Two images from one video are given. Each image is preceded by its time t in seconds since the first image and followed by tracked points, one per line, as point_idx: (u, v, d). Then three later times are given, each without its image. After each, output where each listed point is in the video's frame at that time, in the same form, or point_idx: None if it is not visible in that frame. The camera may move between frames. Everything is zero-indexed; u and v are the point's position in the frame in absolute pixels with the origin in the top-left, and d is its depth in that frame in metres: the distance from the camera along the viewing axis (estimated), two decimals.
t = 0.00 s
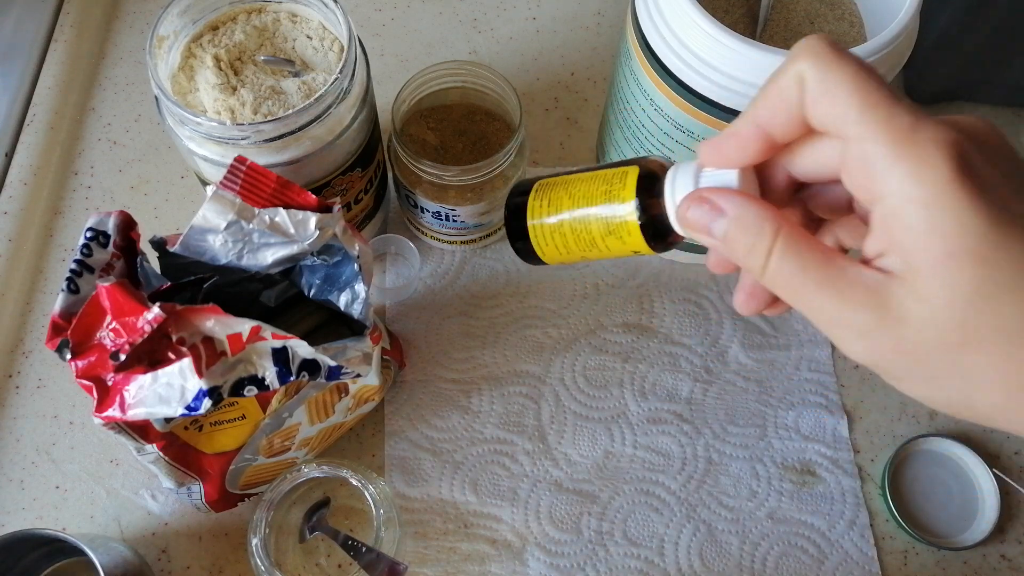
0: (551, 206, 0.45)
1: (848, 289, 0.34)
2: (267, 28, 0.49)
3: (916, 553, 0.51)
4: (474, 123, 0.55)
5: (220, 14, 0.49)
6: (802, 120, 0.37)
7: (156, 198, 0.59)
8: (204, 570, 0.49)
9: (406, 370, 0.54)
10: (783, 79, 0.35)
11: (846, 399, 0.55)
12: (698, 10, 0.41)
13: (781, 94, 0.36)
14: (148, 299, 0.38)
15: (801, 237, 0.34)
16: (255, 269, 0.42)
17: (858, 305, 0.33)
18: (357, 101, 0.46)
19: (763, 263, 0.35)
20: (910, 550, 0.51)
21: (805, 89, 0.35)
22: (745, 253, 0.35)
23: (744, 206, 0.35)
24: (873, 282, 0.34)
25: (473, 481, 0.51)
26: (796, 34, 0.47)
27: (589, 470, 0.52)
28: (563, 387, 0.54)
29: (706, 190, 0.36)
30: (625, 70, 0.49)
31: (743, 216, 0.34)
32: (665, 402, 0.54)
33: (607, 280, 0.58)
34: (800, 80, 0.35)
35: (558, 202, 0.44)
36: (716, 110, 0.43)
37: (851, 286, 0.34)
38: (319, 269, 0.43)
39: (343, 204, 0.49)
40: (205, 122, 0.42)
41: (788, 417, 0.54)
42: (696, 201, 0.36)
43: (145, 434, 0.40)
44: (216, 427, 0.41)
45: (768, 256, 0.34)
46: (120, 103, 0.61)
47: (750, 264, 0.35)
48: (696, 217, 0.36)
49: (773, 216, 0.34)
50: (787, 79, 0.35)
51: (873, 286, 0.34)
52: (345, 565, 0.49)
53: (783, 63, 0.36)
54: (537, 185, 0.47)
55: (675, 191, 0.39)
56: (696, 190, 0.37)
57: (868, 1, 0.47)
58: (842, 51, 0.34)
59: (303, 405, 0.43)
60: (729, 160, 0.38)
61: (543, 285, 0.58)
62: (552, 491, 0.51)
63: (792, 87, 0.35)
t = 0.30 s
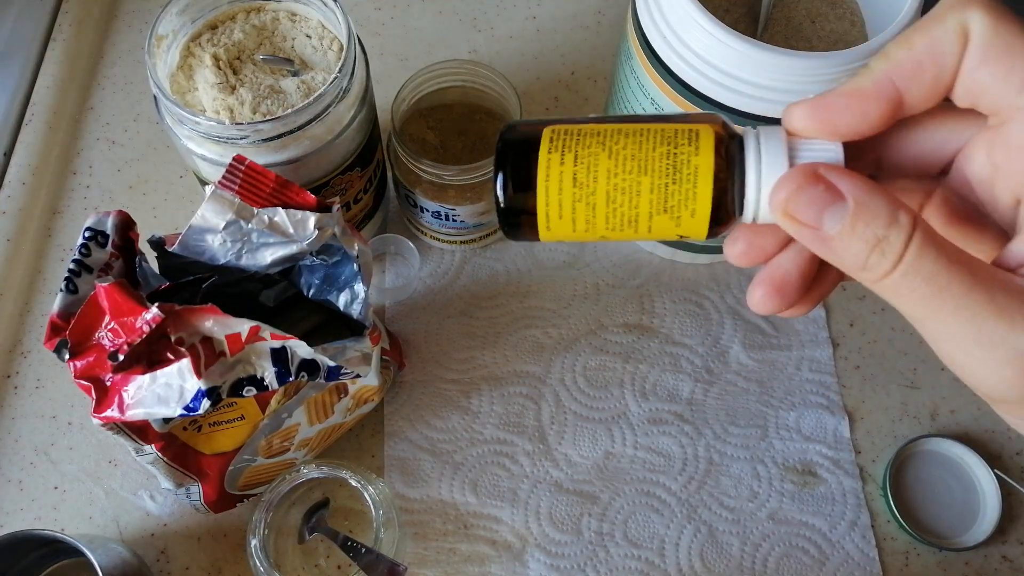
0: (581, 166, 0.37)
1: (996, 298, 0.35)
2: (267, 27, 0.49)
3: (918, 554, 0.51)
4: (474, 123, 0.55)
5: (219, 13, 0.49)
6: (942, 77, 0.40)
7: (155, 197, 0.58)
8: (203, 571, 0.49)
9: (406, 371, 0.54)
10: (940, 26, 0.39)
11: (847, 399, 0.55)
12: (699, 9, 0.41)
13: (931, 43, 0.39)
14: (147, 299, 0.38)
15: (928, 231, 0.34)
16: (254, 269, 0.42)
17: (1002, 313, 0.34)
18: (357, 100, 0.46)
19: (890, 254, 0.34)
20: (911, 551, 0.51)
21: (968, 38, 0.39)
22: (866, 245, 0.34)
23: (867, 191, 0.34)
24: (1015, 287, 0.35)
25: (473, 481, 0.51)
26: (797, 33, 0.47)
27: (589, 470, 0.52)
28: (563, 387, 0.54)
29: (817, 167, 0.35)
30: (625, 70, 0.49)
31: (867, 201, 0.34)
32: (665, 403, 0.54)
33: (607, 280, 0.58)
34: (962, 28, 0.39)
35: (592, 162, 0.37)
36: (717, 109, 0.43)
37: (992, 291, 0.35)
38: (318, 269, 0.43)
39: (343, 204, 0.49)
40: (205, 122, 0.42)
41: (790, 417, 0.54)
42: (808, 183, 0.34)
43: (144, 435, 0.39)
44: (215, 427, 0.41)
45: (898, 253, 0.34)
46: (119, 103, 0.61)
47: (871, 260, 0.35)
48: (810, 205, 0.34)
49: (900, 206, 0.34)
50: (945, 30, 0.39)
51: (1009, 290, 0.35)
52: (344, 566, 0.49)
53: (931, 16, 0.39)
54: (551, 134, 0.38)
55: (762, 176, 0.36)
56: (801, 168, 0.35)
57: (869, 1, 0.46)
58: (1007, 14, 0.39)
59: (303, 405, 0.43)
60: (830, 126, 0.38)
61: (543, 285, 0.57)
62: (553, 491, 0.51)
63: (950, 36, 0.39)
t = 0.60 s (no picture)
0: (581, 204, 0.39)
1: (995, 329, 0.35)
2: (264, 24, 0.48)
3: (921, 557, 0.51)
4: (474, 121, 0.55)
5: (217, 11, 0.48)
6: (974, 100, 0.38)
7: (152, 197, 0.58)
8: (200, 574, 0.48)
9: (406, 371, 0.54)
10: (981, 47, 0.36)
11: (851, 400, 0.54)
12: (702, 7, 0.40)
13: (969, 62, 0.37)
14: (144, 300, 0.38)
15: (934, 258, 0.35)
16: (252, 268, 0.41)
17: (1000, 344, 0.35)
18: (355, 99, 0.46)
19: (890, 281, 0.36)
20: (915, 554, 0.51)
21: (1013, 59, 0.36)
22: (867, 271, 0.36)
23: (868, 222, 0.36)
24: None
25: (473, 483, 0.51)
26: (800, 31, 0.47)
27: (590, 472, 0.51)
28: (563, 388, 0.54)
29: (819, 195, 0.36)
30: (626, 70, 0.49)
31: (867, 231, 0.36)
32: (667, 404, 0.53)
33: (608, 281, 0.57)
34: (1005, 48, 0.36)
35: (592, 203, 0.39)
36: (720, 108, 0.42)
37: (995, 321, 0.35)
38: (316, 269, 0.42)
39: (341, 203, 0.49)
40: (202, 120, 0.41)
41: (793, 418, 0.54)
42: (808, 214, 0.36)
43: (140, 436, 0.39)
44: (212, 428, 0.41)
45: (897, 280, 0.36)
46: (116, 101, 0.61)
47: (875, 284, 0.37)
48: (810, 235, 0.37)
49: (904, 235, 0.35)
50: (987, 49, 0.36)
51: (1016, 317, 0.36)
52: (342, 569, 0.48)
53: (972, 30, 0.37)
54: (547, 166, 0.38)
55: (769, 162, 0.37)
56: (805, 197, 0.36)
57: None
58: None
59: (300, 406, 0.42)
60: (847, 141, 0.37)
61: (543, 285, 0.57)
62: (553, 493, 0.51)
63: (991, 57, 0.36)
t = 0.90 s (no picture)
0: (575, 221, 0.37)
1: (967, 330, 0.35)
2: (267, 28, 0.49)
3: (916, 553, 0.51)
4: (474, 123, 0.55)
5: (220, 14, 0.49)
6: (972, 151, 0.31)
7: (156, 198, 0.59)
8: (204, 570, 0.49)
9: (406, 370, 0.54)
10: (968, 97, 0.30)
11: (846, 399, 0.55)
12: (698, 11, 0.41)
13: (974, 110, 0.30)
14: (149, 299, 0.39)
15: (916, 260, 0.34)
16: (255, 269, 0.42)
17: (975, 350, 0.35)
18: (357, 101, 0.47)
19: (868, 282, 0.35)
20: (909, 550, 0.51)
21: (1004, 129, 0.30)
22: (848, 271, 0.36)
23: (852, 231, 0.34)
24: (1001, 324, 0.35)
25: (473, 481, 0.51)
26: (796, 34, 0.47)
27: (589, 470, 0.52)
28: (563, 387, 0.54)
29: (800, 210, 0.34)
30: (625, 72, 0.49)
31: (852, 238, 0.34)
32: (665, 402, 0.54)
33: (606, 281, 0.58)
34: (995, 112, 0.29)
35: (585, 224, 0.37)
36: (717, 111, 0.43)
37: (967, 323, 0.35)
38: (319, 269, 0.43)
39: (343, 204, 0.49)
40: (205, 122, 0.42)
41: (788, 417, 0.54)
42: (787, 226, 0.34)
43: (145, 434, 0.40)
44: (216, 426, 0.41)
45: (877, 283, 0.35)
46: (120, 104, 0.61)
47: (854, 281, 0.36)
48: (790, 241, 0.35)
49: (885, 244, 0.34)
50: (979, 105, 0.29)
51: (993, 321, 0.35)
52: (344, 565, 0.49)
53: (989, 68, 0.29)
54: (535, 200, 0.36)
55: (757, 166, 0.32)
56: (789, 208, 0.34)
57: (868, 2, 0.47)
58: None
59: (303, 404, 0.43)
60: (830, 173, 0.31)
61: (543, 285, 0.58)
62: (552, 490, 0.51)
63: (981, 121, 0.30)
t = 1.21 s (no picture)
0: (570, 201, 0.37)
1: (947, 301, 0.35)
2: (267, 28, 0.49)
3: (916, 553, 0.51)
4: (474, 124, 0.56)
5: (220, 14, 0.49)
6: (938, 106, 0.33)
7: (156, 198, 0.59)
8: (204, 570, 0.49)
9: (406, 371, 0.54)
10: (943, 61, 0.32)
11: (846, 399, 0.55)
12: (699, 11, 0.41)
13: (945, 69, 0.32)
14: (149, 299, 0.39)
15: (895, 231, 0.34)
16: (255, 269, 0.42)
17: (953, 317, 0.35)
18: (357, 101, 0.47)
19: (849, 254, 0.35)
20: (910, 550, 0.51)
21: (973, 85, 0.32)
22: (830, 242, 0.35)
23: (832, 200, 0.34)
24: (978, 293, 0.35)
25: (473, 481, 0.51)
26: (796, 34, 0.47)
27: (589, 470, 0.52)
28: (563, 387, 0.54)
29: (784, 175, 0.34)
30: (624, 72, 0.49)
31: (832, 207, 0.34)
32: (665, 402, 0.54)
33: (606, 281, 0.58)
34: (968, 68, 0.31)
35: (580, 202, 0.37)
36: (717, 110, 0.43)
37: (945, 293, 0.35)
38: (319, 269, 0.43)
39: (343, 204, 0.49)
40: (205, 122, 0.42)
41: (788, 417, 0.54)
42: (769, 191, 0.34)
43: (145, 434, 0.40)
44: (216, 427, 0.41)
45: (858, 254, 0.35)
46: (120, 104, 0.61)
47: (835, 254, 0.36)
48: (770, 210, 0.35)
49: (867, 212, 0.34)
50: (952, 62, 0.32)
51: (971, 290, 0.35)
52: (345, 565, 0.49)
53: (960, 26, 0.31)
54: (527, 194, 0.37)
55: (738, 155, 0.33)
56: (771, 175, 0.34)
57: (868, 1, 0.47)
58: None
59: (303, 404, 0.43)
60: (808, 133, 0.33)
61: (543, 285, 0.58)
62: (553, 490, 0.51)
63: (953, 75, 0.32)
